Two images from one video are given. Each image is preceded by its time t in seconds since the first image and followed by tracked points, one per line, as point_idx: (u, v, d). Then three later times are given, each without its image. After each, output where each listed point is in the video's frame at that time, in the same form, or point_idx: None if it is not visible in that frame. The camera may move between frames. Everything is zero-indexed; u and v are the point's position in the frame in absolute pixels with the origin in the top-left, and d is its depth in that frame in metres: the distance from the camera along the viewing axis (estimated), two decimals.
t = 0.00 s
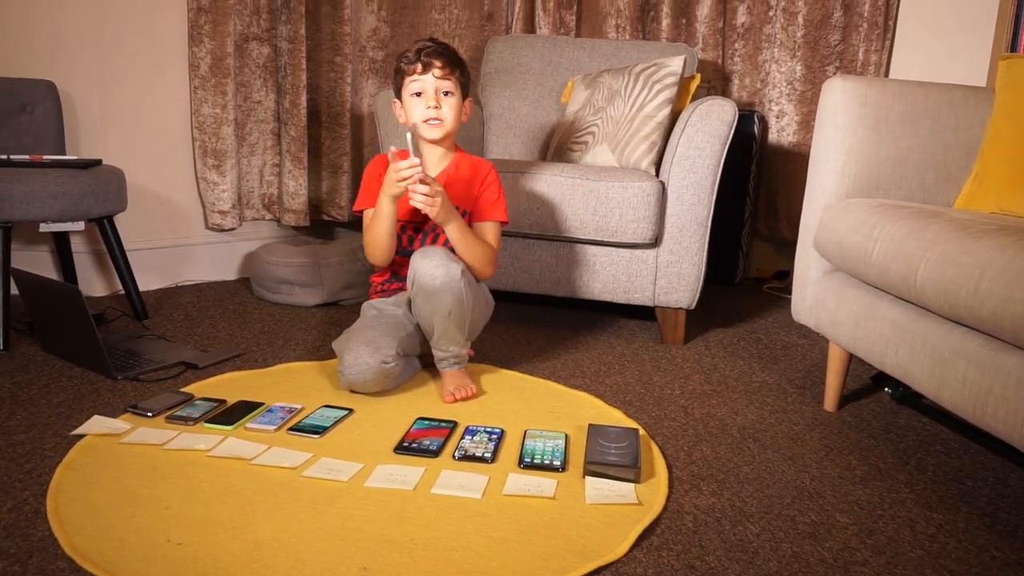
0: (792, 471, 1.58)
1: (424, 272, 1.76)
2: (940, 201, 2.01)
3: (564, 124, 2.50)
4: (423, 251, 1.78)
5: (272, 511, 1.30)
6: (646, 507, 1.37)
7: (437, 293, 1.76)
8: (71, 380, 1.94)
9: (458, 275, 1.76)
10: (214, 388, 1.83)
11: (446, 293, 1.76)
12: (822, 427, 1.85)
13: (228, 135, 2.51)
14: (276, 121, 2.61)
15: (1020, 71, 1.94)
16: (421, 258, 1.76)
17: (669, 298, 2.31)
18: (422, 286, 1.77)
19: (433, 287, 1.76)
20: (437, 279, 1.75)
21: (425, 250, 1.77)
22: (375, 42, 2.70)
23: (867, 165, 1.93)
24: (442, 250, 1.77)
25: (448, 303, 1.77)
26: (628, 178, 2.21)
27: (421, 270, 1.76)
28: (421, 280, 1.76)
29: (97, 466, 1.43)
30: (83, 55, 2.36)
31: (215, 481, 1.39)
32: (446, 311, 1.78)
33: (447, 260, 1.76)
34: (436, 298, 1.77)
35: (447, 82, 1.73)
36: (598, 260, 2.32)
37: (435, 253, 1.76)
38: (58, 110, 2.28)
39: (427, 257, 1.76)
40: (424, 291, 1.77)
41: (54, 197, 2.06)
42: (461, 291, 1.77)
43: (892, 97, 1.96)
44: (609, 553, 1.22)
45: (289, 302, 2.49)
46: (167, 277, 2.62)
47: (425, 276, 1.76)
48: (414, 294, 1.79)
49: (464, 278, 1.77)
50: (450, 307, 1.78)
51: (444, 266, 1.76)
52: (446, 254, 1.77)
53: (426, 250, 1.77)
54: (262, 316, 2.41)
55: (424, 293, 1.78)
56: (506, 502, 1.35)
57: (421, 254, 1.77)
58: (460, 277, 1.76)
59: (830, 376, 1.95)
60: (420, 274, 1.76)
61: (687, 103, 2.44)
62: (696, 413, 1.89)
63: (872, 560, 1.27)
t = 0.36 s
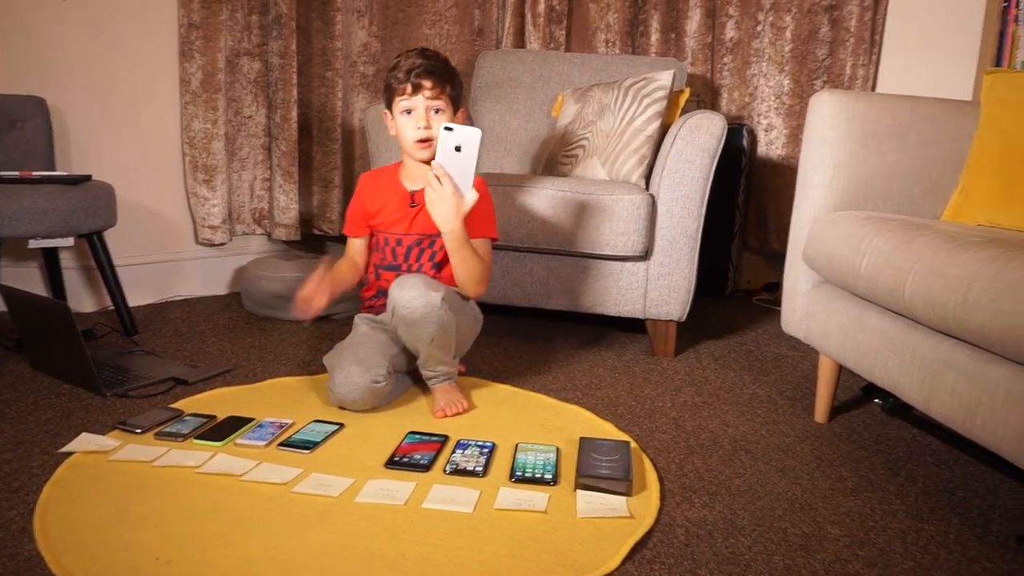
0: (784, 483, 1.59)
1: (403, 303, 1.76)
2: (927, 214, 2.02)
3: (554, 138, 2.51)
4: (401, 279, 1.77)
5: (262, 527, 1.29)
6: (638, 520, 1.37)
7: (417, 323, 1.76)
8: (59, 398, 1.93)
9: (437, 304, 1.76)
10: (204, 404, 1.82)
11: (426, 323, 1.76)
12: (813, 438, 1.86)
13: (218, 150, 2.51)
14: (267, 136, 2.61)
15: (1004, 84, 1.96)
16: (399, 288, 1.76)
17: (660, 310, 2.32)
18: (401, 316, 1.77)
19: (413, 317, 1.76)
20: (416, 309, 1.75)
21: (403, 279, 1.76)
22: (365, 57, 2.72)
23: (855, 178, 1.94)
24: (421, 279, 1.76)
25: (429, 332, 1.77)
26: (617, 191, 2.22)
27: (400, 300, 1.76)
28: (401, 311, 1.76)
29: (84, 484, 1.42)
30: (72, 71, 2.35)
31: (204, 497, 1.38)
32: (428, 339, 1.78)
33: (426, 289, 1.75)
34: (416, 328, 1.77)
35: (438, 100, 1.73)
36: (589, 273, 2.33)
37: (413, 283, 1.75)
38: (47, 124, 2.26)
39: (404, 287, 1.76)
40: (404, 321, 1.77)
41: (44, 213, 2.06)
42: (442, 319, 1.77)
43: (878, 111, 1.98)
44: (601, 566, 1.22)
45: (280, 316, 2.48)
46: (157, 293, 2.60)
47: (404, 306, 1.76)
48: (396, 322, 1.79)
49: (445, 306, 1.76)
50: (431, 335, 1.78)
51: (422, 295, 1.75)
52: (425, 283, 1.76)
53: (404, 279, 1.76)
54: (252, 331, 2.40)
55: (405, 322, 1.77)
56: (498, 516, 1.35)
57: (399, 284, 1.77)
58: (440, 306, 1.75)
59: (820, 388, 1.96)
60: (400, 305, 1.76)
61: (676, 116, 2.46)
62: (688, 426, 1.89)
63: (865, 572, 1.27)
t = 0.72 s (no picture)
0: (776, 490, 1.59)
1: (394, 307, 1.75)
2: (916, 221, 2.04)
3: (546, 145, 2.52)
4: (391, 285, 1.76)
5: (253, 537, 1.28)
6: (631, 528, 1.37)
7: (409, 327, 1.75)
8: (48, 407, 1.91)
9: (428, 308, 1.75)
10: (194, 413, 1.81)
11: (418, 327, 1.75)
12: (805, 445, 1.86)
13: (209, 158, 2.50)
14: (258, 144, 2.60)
15: (991, 92, 1.97)
16: (390, 293, 1.75)
17: (652, 317, 2.32)
18: (393, 321, 1.75)
19: (404, 322, 1.74)
20: (408, 313, 1.74)
21: (394, 285, 1.76)
22: (357, 65, 2.72)
23: (845, 185, 1.96)
24: (411, 284, 1.76)
25: (421, 337, 1.75)
26: (609, 198, 2.23)
27: (391, 305, 1.74)
28: (394, 316, 1.75)
29: (73, 494, 1.41)
30: (61, 78, 2.34)
31: (194, 507, 1.37)
32: (420, 343, 1.76)
33: (417, 294, 1.75)
34: (408, 333, 1.75)
35: (404, 120, 1.64)
36: (581, 281, 2.33)
37: (404, 287, 1.75)
38: (36, 132, 2.24)
39: (398, 292, 1.75)
40: (395, 326, 1.76)
41: (32, 221, 2.04)
42: (433, 324, 1.76)
43: (867, 119, 1.99)
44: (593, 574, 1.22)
45: (272, 324, 2.47)
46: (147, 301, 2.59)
47: (395, 311, 1.74)
48: (387, 328, 1.78)
49: (435, 310, 1.76)
50: (423, 340, 1.76)
51: (413, 299, 1.74)
52: (415, 287, 1.76)
53: (394, 285, 1.76)
54: (243, 339, 2.39)
55: (397, 328, 1.76)
56: (490, 524, 1.34)
57: (390, 289, 1.76)
58: (430, 310, 1.75)
59: (812, 394, 1.96)
60: (391, 309, 1.75)
61: (667, 124, 2.46)
62: (680, 433, 1.89)
63: None
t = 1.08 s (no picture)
0: (773, 493, 1.59)
1: (396, 306, 1.74)
2: (912, 224, 2.04)
3: (542, 149, 2.52)
4: (394, 284, 1.77)
5: (250, 541, 1.28)
6: (628, 531, 1.37)
7: (410, 327, 1.75)
8: (45, 412, 1.91)
9: (431, 308, 1.75)
10: (191, 417, 1.81)
11: (420, 326, 1.75)
12: (802, 447, 1.86)
13: (206, 162, 2.48)
14: (255, 147, 2.59)
15: (986, 95, 1.98)
16: (393, 292, 1.75)
17: (649, 320, 2.32)
18: (395, 320, 1.75)
19: (406, 321, 1.74)
20: (410, 313, 1.74)
21: (397, 284, 1.76)
22: (354, 69, 2.72)
23: (840, 188, 1.96)
24: (414, 283, 1.76)
25: (423, 337, 1.75)
26: (606, 201, 2.23)
27: (393, 304, 1.74)
28: (395, 315, 1.74)
29: (69, 499, 1.40)
30: (57, 81, 2.31)
31: (191, 511, 1.37)
32: (421, 343, 1.76)
33: (419, 293, 1.75)
34: (409, 332, 1.75)
35: (379, 123, 1.66)
36: (578, 284, 2.33)
37: (407, 286, 1.75)
38: (32, 136, 2.23)
39: (402, 290, 1.75)
40: (397, 325, 1.76)
41: (29, 224, 2.05)
42: (435, 324, 1.76)
43: (863, 122, 1.99)
44: None
45: (269, 328, 2.46)
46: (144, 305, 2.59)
47: (398, 310, 1.74)
48: (388, 327, 1.78)
49: (437, 310, 1.76)
50: (424, 339, 1.76)
51: (416, 299, 1.74)
52: (418, 287, 1.76)
53: (397, 284, 1.76)
54: (240, 343, 2.39)
55: (398, 328, 1.76)
56: (487, 528, 1.34)
57: (393, 288, 1.76)
58: (433, 310, 1.75)
59: (809, 397, 1.97)
60: (393, 308, 1.75)
61: (664, 128, 2.47)
62: (678, 436, 1.89)
63: None
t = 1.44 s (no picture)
0: (779, 499, 1.59)
1: (401, 315, 1.75)
2: (917, 229, 2.04)
3: (547, 154, 2.52)
4: (399, 292, 1.77)
5: (255, 547, 1.28)
6: (633, 537, 1.36)
7: (415, 334, 1.75)
8: (51, 417, 1.91)
9: (436, 315, 1.75)
10: (196, 422, 1.81)
11: (425, 335, 1.75)
12: (808, 453, 1.86)
13: (211, 167, 2.48)
14: (259, 154, 2.60)
15: (991, 100, 1.97)
16: (398, 300, 1.75)
17: (654, 326, 2.32)
18: (400, 328, 1.76)
19: (412, 329, 1.75)
20: (415, 320, 1.74)
21: (402, 292, 1.76)
22: (358, 75, 2.72)
23: (845, 193, 1.96)
24: (419, 291, 1.77)
25: (427, 344, 1.76)
26: (611, 207, 2.23)
27: (398, 312, 1.75)
28: (400, 323, 1.75)
29: (75, 504, 1.41)
30: (63, 88, 2.32)
31: (197, 517, 1.37)
32: (426, 350, 1.76)
33: (425, 301, 1.75)
34: (414, 339, 1.75)
35: (416, 109, 1.78)
36: (583, 289, 2.33)
37: (412, 295, 1.75)
38: (38, 142, 2.24)
39: (406, 299, 1.75)
40: (402, 333, 1.76)
41: (35, 230, 2.06)
42: (440, 331, 1.76)
43: (867, 127, 1.99)
44: None
45: (274, 333, 2.47)
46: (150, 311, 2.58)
47: (403, 318, 1.75)
48: (393, 335, 1.78)
49: (442, 318, 1.76)
50: (429, 347, 1.76)
51: (421, 307, 1.75)
52: (423, 295, 1.76)
53: (402, 292, 1.77)
54: (244, 349, 2.39)
55: (403, 336, 1.76)
56: (492, 534, 1.34)
57: (398, 296, 1.77)
58: (438, 317, 1.75)
59: (814, 402, 1.96)
60: (398, 316, 1.75)
61: (668, 134, 2.46)
62: (683, 442, 1.89)
63: None
